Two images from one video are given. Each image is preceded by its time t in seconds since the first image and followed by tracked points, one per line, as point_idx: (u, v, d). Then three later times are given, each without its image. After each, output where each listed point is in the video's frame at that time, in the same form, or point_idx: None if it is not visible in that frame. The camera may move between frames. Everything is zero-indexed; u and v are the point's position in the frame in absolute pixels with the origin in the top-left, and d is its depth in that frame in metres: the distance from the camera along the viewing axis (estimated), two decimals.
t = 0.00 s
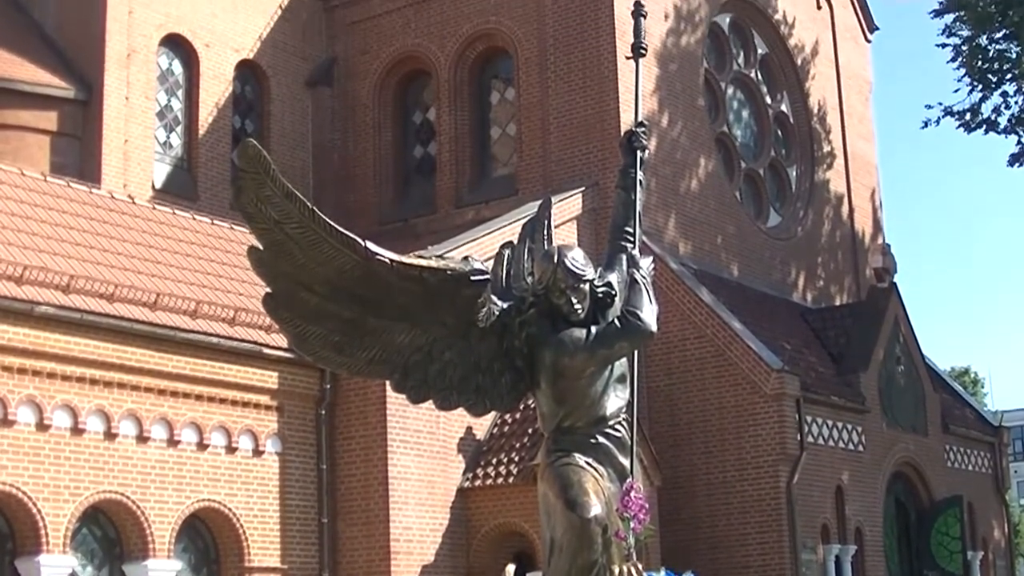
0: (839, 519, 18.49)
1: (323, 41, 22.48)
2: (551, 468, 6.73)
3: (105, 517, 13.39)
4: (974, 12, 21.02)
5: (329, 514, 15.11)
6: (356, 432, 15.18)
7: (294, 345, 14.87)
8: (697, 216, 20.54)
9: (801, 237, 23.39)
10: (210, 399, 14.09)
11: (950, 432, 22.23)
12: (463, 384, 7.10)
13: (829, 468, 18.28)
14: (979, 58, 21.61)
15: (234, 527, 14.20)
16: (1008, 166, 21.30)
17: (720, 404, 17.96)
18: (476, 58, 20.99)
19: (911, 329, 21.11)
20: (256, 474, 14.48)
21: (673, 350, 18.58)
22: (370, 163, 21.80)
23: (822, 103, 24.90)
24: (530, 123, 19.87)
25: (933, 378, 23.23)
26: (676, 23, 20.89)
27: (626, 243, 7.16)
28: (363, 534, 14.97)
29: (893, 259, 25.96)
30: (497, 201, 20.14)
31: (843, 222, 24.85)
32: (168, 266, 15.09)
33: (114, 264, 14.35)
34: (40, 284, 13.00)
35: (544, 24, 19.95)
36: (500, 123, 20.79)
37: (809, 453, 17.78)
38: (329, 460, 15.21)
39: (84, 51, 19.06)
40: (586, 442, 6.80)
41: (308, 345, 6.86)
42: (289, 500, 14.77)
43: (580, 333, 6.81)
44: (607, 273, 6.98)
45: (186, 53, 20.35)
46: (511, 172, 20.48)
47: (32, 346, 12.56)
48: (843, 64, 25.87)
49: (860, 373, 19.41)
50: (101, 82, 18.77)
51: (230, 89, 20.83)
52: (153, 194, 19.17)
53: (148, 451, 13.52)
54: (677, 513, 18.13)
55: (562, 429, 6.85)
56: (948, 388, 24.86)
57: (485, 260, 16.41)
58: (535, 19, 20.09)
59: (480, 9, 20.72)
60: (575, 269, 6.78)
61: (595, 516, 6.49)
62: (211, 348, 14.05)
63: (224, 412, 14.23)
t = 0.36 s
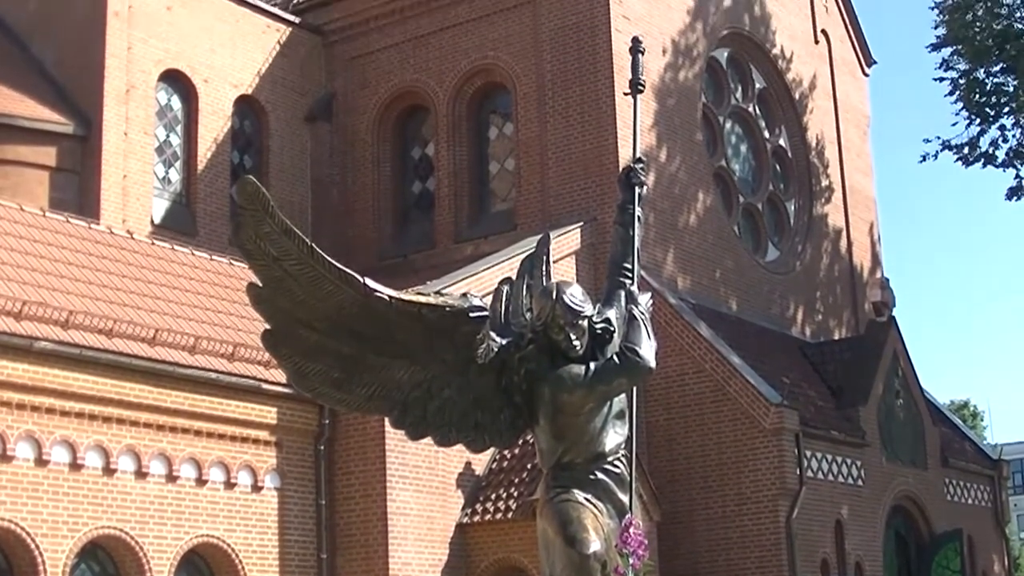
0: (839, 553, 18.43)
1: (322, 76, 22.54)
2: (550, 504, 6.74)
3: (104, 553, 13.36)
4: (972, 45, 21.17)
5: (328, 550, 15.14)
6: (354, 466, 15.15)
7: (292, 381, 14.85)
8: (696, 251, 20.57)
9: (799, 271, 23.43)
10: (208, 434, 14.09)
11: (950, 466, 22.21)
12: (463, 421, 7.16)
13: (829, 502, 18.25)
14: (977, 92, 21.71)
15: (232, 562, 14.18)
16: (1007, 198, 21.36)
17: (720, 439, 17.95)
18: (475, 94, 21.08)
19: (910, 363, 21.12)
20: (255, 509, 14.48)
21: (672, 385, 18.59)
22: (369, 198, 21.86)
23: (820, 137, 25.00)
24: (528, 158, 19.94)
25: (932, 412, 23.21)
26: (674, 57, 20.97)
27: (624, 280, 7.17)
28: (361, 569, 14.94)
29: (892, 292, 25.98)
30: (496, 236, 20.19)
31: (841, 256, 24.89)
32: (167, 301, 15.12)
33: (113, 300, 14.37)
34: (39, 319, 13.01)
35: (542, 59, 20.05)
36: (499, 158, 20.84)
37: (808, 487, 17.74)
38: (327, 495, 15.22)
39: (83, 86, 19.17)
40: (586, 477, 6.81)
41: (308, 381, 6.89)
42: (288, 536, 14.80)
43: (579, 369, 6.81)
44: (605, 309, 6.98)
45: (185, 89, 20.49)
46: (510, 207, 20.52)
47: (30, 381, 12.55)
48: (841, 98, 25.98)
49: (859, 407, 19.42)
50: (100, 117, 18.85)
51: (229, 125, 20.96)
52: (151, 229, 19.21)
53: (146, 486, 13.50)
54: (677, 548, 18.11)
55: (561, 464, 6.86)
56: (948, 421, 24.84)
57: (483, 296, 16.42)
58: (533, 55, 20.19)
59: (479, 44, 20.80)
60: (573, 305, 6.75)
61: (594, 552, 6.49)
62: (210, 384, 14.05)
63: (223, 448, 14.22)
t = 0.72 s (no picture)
0: None
1: (320, 109, 22.60)
2: (546, 539, 6.75)
3: None
4: (969, 82, 21.30)
5: None
6: (349, 499, 15.13)
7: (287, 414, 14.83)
8: (693, 286, 20.60)
9: (796, 307, 23.47)
10: (203, 467, 14.06)
11: (946, 502, 22.18)
12: (459, 456, 7.19)
13: (824, 538, 18.21)
14: (974, 128, 21.79)
15: None
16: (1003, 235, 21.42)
17: (715, 475, 17.93)
18: (472, 128, 21.16)
19: (906, 399, 21.13)
20: (249, 542, 14.45)
21: (668, 421, 18.58)
22: (365, 232, 21.90)
23: (817, 173, 25.11)
24: (525, 193, 20.00)
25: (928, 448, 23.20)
26: (672, 92, 21.07)
27: (620, 315, 7.17)
28: None
29: (888, 328, 26.00)
30: (492, 270, 20.22)
31: (838, 291, 24.94)
32: (163, 333, 15.13)
33: (109, 331, 14.37)
34: (34, 350, 13.01)
35: (540, 94, 20.14)
36: (496, 193, 20.89)
37: (804, 523, 17.70)
38: (322, 528, 15.20)
39: (81, 118, 19.23)
40: (581, 513, 6.80)
41: (303, 416, 6.89)
42: (282, 569, 14.75)
43: (575, 405, 6.80)
44: (601, 346, 6.99)
45: (183, 121, 20.58)
46: (507, 241, 20.55)
47: (25, 412, 12.53)
48: (838, 134, 26.10)
49: (855, 443, 19.41)
50: (97, 148, 18.89)
51: (227, 157, 21.04)
52: (147, 261, 19.22)
53: (140, 518, 13.47)
54: None
55: (556, 499, 6.86)
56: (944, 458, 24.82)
57: (480, 330, 16.42)
58: (531, 89, 20.27)
59: (476, 79, 20.85)
60: (570, 341, 6.72)
61: None
62: (205, 416, 14.03)
63: (218, 480, 14.19)
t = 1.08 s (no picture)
0: None
1: (317, 152, 22.68)
2: None
3: None
4: (965, 126, 21.40)
5: None
6: (346, 544, 15.05)
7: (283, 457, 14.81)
8: (689, 330, 20.62)
9: (792, 351, 23.48)
10: (199, 509, 14.02)
11: (943, 546, 22.11)
12: (456, 500, 7.17)
13: None
14: (970, 172, 21.86)
15: None
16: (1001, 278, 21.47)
17: (711, 519, 17.87)
18: (469, 172, 21.26)
19: (903, 442, 21.10)
20: None
21: (665, 464, 18.54)
22: (361, 275, 21.91)
23: (814, 216, 25.20)
24: (522, 236, 20.05)
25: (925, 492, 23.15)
26: (668, 136, 21.16)
27: (618, 360, 7.18)
28: None
29: (885, 372, 25.99)
30: (488, 313, 20.23)
31: (834, 335, 24.94)
32: (160, 375, 15.12)
33: (106, 373, 14.36)
34: (31, 392, 12.99)
35: (536, 138, 20.23)
36: (492, 236, 20.92)
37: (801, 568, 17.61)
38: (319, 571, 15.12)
39: (78, 159, 19.28)
40: (579, 557, 6.78)
41: (301, 460, 6.86)
42: None
43: (572, 450, 6.79)
44: (598, 391, 6.98)
45: (180, 163, 20.66)
46: (503, 285, 20.57)
47: (21, 454, 12.51)
48: (834, 177, 26.20)
49: (852, 487, 19.40)
50: (95, 190, 18.92)
51: (224, 200, 21.10)
52: (143, 302, 19.22)
53: (136, 561, 13.41)
54: None
55: (554, 544, 6.85)
56: (942, 502, 24.75)
57: (476, 374, 16.42)
58: (528, 133, 20.36)
59: (473, 122, 20.93)
60: (567, 385, 6.71)
61: None
62: (201, 459, 13.99)
63: (214, 523, 14.14)
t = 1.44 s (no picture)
0: None
1: (316, 188, 22.73)
2: None
3: None
4: (963, 161, 21.49)
5: None
6: None
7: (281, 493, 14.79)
8: (688, 367, 20.63)
9: (791, 387, 23.46)
10: (197, 545, 13.97)
11: None
12: (455, 537, 7.16)
13: None
14: (968, 208, 21.95)
15: None
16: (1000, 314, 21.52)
17: (710, 556, 17.80)
18: (467, 208, 21.31)
19: (901, 479, 21.07)
20: None
21: (663, 502, 18.50)
22: (359, 311, 21.93)
23: (812, 253, 25.26)
24: (520, 272, 20.08)
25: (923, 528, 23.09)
26: (666, 173, 21.24)
27: (617, 398, 7.15)
28: None
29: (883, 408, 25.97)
30: (486, 349, 20.22)
31: (833, 371, 24.94)
32: (159, 412, 15.10)
33: (104, 409, 14.34)
34: (29, 428, 12.96)
35: (535, 175, 20.29)
36: (491, 273, 20.95)
37: None
38: None
39: (77, 194, 19.33)
40: None
41: (300, 497, 6.86)
42: None
43: (571, 487, 6.80)
44: (597, 428, 6.96)
45: (178, 199, 20.72)
46: (501, 321, 20.58)
47: (19, 488, 12.48)
48: (832, 213, 26.27)
49: (851, 524, 19.38)
50: (94, 226, 18.95)
51: (222, 236, 21.13)
52: (141, 338, 19.20)
53: None
54: None
55: None
56: (941, 539, 24.70)
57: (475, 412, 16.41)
58: (526, 170, 20.41)
59: (472, 158, 20.98)
60: (566, 423, 6.71)
61: None
62: (199, 494, 13.96)
63: (211, 559, 14.08)
